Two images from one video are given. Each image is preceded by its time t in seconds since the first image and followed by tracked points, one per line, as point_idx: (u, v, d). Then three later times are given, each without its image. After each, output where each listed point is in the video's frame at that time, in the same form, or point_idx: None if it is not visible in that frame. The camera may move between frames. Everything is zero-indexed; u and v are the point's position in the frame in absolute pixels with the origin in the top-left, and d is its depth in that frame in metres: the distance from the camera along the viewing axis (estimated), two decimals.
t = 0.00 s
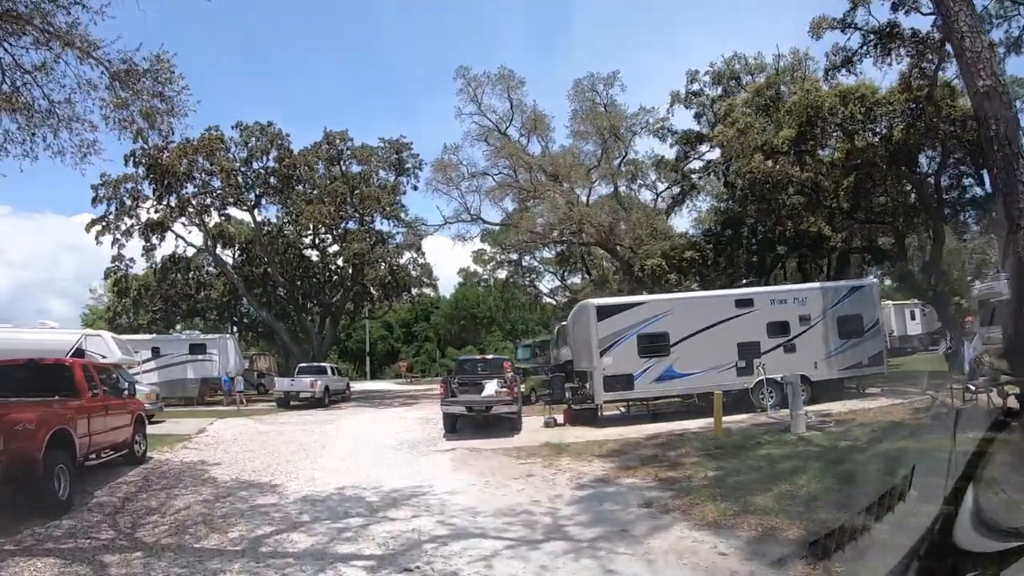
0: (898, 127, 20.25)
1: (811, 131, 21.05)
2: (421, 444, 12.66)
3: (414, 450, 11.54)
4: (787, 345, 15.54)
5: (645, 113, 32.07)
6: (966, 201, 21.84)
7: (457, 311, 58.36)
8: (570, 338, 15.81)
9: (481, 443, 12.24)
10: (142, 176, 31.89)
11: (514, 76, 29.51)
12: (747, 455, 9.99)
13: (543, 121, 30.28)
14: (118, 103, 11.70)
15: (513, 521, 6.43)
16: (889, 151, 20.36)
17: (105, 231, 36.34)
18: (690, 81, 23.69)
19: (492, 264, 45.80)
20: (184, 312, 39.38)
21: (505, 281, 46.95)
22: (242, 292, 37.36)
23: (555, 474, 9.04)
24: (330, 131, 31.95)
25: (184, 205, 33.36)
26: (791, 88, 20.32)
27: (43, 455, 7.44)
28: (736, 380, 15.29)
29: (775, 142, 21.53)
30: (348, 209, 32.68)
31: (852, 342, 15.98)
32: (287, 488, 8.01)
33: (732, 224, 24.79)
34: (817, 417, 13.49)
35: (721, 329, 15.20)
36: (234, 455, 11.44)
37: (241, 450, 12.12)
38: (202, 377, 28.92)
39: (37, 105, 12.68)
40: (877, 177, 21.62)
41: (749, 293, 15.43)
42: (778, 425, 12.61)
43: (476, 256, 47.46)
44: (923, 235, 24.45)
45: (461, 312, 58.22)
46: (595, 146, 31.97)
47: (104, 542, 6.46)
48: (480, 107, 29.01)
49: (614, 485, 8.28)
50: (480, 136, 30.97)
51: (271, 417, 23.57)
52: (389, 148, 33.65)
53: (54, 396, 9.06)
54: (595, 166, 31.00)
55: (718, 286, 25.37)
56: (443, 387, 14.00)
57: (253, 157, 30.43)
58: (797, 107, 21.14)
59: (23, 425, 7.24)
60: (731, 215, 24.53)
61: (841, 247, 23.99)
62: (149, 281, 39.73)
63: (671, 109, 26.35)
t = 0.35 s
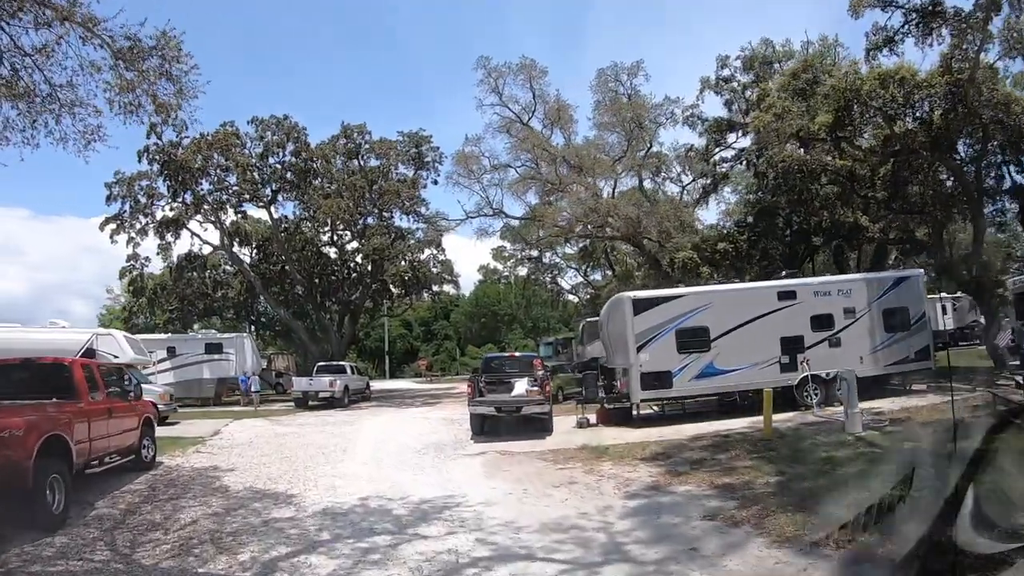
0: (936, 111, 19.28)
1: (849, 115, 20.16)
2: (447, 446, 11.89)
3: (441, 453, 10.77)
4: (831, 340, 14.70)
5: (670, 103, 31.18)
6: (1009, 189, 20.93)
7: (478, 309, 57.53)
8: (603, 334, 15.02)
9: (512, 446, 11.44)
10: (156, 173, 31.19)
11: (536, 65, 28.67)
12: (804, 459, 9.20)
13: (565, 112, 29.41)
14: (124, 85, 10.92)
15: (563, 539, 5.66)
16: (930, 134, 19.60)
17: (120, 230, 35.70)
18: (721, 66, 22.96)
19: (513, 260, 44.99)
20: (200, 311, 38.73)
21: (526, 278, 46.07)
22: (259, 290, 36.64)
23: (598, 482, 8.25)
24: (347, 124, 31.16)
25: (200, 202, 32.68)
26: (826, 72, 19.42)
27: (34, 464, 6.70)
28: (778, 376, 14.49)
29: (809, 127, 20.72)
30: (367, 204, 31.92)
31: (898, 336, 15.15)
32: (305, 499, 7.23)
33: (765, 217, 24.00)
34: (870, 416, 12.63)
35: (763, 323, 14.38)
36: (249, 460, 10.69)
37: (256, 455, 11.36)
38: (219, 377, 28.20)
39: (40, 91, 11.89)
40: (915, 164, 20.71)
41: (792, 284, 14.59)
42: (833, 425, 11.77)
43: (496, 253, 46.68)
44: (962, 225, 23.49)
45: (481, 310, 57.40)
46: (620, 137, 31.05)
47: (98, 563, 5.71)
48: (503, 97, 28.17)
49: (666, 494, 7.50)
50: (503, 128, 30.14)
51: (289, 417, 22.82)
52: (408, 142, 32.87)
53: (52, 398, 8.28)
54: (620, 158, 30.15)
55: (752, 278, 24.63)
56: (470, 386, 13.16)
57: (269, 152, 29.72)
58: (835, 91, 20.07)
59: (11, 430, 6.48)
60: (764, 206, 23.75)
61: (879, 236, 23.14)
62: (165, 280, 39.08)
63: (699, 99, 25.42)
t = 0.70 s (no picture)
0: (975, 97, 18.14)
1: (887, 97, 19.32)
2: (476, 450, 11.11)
3: (469, 458, 9.99)
4: (877, 334, 13.86)
5: (694, 92, 30.31)
6: None
7: (497, 307, 56.70)
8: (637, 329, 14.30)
9: (546, 449, 10.64)
10: (169, 170, 30.50)
11: (557, 54, 27.80)
12: (873, 464, 8.39)
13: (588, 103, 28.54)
14: (126, 68, 10.20)
15: (622, 561, 4.87)
16: (971, 120, 18.55)
17: (133, 229, 35.05)
18: (751, 51, 22.32)
19: (534, 257, 44.15)
20: (216, 311, 38.04)
21: (547, 275, 45.23)
22: (276, 289, 35.91)
23: (647, 491, 7.46)
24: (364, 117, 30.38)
25: (214, 198, 31.99)
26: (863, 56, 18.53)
27: (17, 477, 5.95)
28: (824, 373, 13.69)
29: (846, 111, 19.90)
30: (384, 199, 31.14)
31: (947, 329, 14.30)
32: (322, 513, 6.46)
33: (796, 208, 23.25)
34: (925, 415, 11.80)
35: (808, 316, 13.57)
36: (263, 466, 9.94)
37: (270, 460, 10.58)
38: (235, 377, 27.47)
39: (39, 74, 11.12)
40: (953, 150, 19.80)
41: (837, 275, 13.77)
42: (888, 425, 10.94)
43: (516, 250, 45.84)
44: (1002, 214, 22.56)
45: (500, 309, 56.56)
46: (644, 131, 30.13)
47: None
48: (524, 88, 27.35)
49: (726, 505, 6.70)
50: (524, 119, 29.33)
51: (307, 418, 22.04)
52: (427, 135, 32.08)
53: (44, 401, 7.52)
54: (644, 149, 29.33)
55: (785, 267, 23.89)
56: (498, 386, 12.37)
57: (284, 146, 28.99)
58: (874, 73, 19.27)
59: None
60: (797, 195, 22.86)
61: (916, 227, 22.21)
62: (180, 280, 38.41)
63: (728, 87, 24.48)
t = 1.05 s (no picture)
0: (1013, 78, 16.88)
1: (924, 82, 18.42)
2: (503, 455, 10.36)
3: (497, 464, 9.24)
4: (925, 328, 12.98)
5: (718, 83, 29.46)
6: None
7: (515, 306, 55.94)
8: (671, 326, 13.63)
9: (579, 454, 9.87)
10: (179, 167, 29.82)
11: (577, 44, 26.99)
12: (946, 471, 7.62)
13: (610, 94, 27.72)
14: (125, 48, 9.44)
15: None
16: (1010, 105, 17.54)
17: (145, 227, 34.42)
18: (780, 36, 21.54)
19: (552, 255, 43.34)
20: (229, 310, 37.37)
21: (566, 273, 44.42)
22: (290, 288, 35.22)
23: (701, 502, 6.69)
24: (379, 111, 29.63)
25: (227, 195, 31.31)
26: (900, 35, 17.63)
27: None
28: (870, 370, 12.89)
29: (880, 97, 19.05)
30: (400, 195, 30.39)
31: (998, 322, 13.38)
32: (339, 530, 5.73)
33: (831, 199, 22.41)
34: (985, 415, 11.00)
35: (853, 309, 12.78)
36: (275, 474, 9.20)
37: (283, 467, 9.85)
38: (248, 377, 26.73)
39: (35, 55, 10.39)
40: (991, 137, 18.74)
41: (882, 266, 12.95)
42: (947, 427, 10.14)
43: (534, 248, 45.03)
44: None
45: (518, 307, 55.78)
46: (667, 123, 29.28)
47: None
48: (543, 79, 26.54)
49: (794, 521, 5.95)
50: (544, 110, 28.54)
51: (323, 421, 21.32)
52: (444, 129, 31.33)
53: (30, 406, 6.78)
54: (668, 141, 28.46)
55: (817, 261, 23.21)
56: (525, 386, 11.59)
57: (297, 141, 28.25)
58: (910, 56, 18.43)
59: None
60: (830, 186, 22.00)
61: (955, 216, 21.37)
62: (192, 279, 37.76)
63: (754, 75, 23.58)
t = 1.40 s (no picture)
0: None
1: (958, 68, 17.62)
2: (530, 460, 9.63)
3: (525, 471, 8.51)
4: (972, 324, 12.14)
5: (741, 75, 28.69)
6: None
7: (530, 305, 55.23)
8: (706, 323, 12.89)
9: (614, 460, 9.13)
10: (188, 163, 29.16)
11: (596, 34, 26.23)
12: None
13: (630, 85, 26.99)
14: (121, 19, 8.70)
15: None
16: None
17: (154, 226, 33.79)
18: (808, 22, 20.76)
19: (568, 252, 42.59)
20: (240, 310, 36.71)
21: (583, 271, 43.66)
22: (302, 286, 34.55)
23: (762, 517, 5.95)
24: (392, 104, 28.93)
25: (237, 191, 30.66)
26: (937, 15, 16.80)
27: None
28: (917, 367, 12.14)
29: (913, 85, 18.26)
30: (414, 191, 29.70)
31: None
32: (357, 552, 5.01)
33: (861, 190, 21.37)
34: None
35: (899, 302, 12.01)
36: (285, 483, 8.49)
37: (293, 475, 9.12)
38: (259, 378, 26.03)
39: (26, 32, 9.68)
40: None
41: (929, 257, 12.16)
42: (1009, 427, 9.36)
43: (549, 245, 44.28)
44: None
45: (533, 307, 55.05)
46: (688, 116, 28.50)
47: None
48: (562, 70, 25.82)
49: (874, 540, 5.22)
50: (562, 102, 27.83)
51: (336, 423, 20.63)
52: (460, 122, 30.60)
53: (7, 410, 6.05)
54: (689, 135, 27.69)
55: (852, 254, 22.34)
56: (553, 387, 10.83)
57: (309, 135, 27.56)
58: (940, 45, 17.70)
59: None
60: (862, 177, 21.01)
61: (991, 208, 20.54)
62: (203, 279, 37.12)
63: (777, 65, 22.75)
